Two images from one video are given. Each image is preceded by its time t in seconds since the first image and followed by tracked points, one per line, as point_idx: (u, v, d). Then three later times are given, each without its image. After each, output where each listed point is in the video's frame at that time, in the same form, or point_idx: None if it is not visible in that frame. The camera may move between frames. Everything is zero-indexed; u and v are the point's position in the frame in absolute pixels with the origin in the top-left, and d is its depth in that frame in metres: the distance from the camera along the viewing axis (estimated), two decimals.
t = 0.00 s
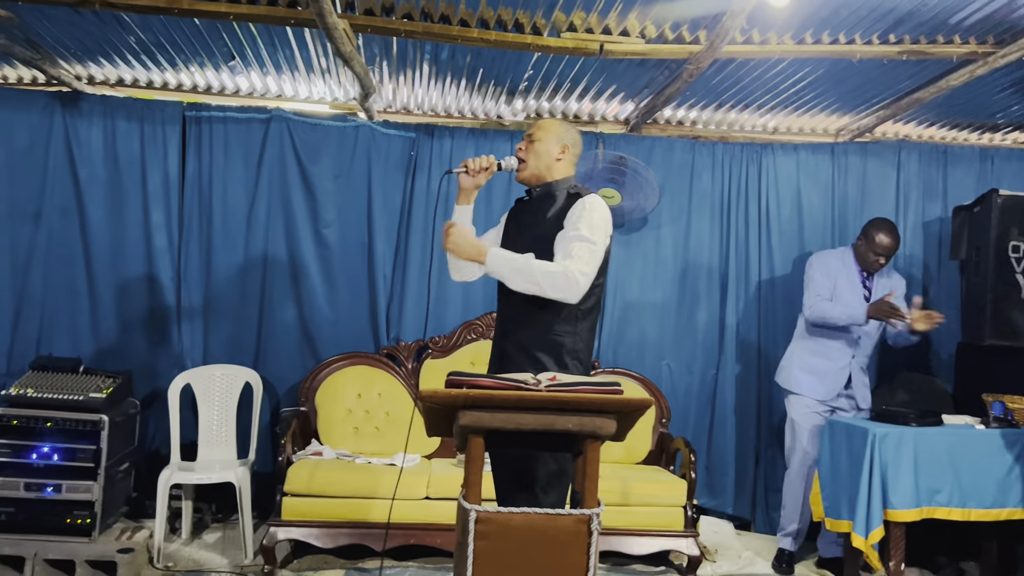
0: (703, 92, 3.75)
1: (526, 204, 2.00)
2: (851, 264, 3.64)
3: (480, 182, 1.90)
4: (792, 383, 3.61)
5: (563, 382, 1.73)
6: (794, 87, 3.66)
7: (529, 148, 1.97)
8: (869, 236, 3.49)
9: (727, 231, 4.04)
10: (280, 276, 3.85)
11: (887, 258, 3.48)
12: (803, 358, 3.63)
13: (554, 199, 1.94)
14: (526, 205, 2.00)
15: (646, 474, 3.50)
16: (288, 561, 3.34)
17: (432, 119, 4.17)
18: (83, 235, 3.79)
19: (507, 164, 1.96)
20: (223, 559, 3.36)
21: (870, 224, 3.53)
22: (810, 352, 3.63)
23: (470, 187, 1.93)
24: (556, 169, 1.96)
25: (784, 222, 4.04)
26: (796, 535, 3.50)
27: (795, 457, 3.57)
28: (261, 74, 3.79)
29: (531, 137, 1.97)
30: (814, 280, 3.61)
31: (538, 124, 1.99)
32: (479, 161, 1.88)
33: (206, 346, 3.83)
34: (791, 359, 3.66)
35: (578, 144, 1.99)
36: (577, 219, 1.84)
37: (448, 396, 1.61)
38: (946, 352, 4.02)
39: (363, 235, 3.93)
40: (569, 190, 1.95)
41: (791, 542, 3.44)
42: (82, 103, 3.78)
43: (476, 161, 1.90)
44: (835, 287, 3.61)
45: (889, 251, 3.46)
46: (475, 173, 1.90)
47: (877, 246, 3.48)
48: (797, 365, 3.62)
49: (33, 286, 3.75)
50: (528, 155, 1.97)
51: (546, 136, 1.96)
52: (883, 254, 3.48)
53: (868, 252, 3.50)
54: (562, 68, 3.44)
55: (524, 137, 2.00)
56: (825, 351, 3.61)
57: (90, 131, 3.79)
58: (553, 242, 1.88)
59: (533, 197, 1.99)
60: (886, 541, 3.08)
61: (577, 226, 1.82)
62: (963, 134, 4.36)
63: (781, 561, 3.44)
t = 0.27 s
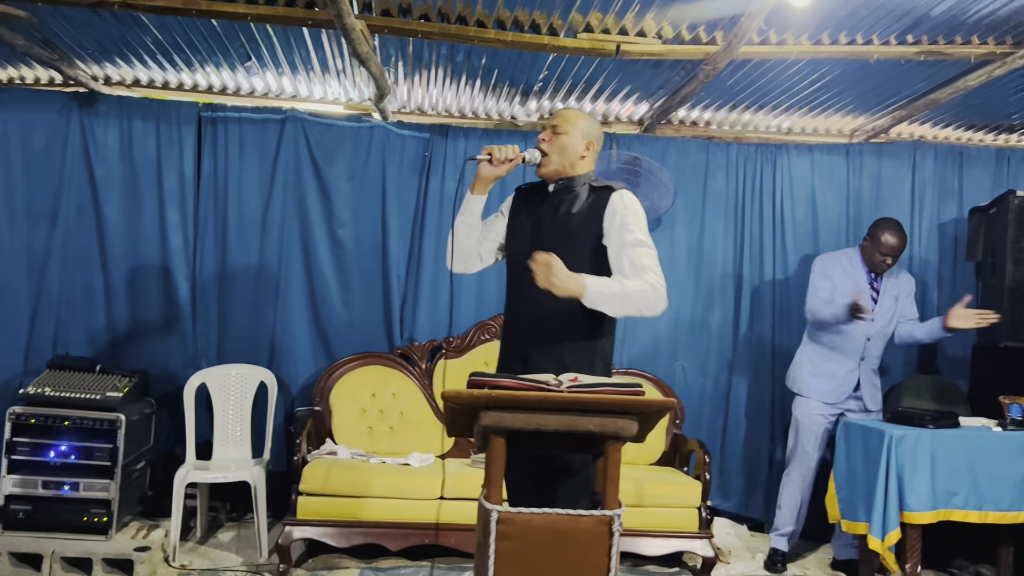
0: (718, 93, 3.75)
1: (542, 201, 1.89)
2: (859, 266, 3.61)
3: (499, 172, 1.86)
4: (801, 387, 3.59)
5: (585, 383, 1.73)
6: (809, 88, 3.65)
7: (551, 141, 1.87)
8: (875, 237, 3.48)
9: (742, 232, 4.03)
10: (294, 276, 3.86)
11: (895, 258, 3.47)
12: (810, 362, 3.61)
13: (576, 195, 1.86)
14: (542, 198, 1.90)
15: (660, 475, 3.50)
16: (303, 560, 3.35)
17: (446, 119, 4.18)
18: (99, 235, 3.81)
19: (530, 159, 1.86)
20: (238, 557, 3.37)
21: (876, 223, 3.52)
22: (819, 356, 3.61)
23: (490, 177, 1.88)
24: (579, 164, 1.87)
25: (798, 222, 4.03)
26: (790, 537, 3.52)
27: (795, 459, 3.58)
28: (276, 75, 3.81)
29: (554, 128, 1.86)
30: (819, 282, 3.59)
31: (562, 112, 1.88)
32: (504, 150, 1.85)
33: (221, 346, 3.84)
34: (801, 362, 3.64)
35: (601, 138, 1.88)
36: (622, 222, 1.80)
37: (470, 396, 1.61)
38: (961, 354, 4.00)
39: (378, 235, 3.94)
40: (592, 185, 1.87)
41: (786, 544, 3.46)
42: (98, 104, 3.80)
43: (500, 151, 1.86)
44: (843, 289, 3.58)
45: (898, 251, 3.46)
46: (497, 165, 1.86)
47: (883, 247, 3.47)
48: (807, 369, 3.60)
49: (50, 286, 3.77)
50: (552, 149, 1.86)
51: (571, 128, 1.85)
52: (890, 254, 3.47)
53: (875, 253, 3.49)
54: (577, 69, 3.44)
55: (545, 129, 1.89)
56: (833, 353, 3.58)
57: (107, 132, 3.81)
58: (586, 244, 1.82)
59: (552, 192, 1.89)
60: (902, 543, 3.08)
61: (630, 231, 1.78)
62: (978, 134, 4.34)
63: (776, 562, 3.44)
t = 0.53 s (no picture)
0: (727, 91, 3.74)
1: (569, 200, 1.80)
2: (844, 263, 3.62)
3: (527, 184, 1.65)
4: (795, 386, 3.59)
5: (600, 380, 1.71)
6: (819, 87, 3.64)
7: (576, 138, 1.74)
8: (857, 230, 3.53)
9: (750, 231, 4.03)
10: (302, 274, 3.86)
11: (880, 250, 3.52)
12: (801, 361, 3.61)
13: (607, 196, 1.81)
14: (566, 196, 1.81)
15: (668, 474, 3.50)
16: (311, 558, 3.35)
17: (454, 117, 4.17)
18: (107, 232, 3.80)
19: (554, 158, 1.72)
20: (246, 555, 3.37)
21: (857, 219, 3.57)
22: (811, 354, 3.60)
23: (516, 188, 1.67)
24: (602, 162, 1.77)
25: (807, 221, 4.03)
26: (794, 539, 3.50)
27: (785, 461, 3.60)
28: (284, 72, 3.80)
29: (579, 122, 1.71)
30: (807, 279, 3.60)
31: (584, 101, 1.71)
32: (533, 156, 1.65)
33: (229, 343, 3.84)
34: (793, 363, 3.64)
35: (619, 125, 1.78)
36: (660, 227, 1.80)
37: (486, 395, 1.60)
38: (969, 354, 4.00)
39: (386, 233, 3.93)
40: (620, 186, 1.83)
41: (788, 547, 3.45)
42: (106, 100, 3.80)
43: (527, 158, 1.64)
44: (830, 287, 3.59)
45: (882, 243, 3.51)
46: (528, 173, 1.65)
47: (866, 240, 3.52)
48: (799, 368, 3.60)
49: (57, 282, 3.77)
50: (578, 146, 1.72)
51: (598, 125, 1.73)
52: (874, 246, 3.51)
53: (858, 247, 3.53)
54: (587, 67, 3.44)
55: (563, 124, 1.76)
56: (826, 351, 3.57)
57: (115, 128, 3.81)
58: (620, 246, 1.77)
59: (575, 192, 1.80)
60: (911, 542, 3.07)
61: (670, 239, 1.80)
62: (986, 134, 4.34)
63: (781, 565, 3.42)
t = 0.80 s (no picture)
0: (732, 90, 3.74)
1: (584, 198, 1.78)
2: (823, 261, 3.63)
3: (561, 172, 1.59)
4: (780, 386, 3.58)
5: (609, 377, 1.70)
6: (824, 86, 3.64)
7: (599, 131, 1.69)
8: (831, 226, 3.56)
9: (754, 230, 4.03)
10: (306, 271, 3.86)
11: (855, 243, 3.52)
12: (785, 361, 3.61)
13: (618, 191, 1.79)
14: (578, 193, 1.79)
15: (671, 472, 3.49)
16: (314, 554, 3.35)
17: (458, 114, 4.17)
18: (111, 228, 3.80)
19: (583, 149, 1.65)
20: (249, 552, 3.37)
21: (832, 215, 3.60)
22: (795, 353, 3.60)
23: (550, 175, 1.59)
24: (618, 154, 1.75)
25: (811, 220, 4.03)
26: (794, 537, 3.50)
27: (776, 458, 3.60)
28: (289, 68, 3.79)
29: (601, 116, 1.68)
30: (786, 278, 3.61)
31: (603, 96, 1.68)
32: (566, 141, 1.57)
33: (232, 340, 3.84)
34: (779, 361, 3.64)
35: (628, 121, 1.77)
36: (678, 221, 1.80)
37: (495, 393, 1.57)
38: (972, 353, 4.00)
39: (390, 230, 3.93)
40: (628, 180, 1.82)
41: (789, 545, 3.46)
42: (110, 96, 3.79)
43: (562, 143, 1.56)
44: (811, 286, 3.59)
45: (856, 237, 3.51)
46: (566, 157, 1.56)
47: (840, 234, 3.53)
48: (784, 366, 3.60)
49: (60, 278, 3.77)
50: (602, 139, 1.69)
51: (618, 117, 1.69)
52: (847, 240, 3.52)
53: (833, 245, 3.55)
54: (592, 65, 3.43)
55: (582, 113, 1.69)
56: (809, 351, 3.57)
57: (118, 124, 3.80)
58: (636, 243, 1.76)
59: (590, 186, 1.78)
60: (914, 541, 3.08)
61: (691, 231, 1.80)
62: (991, 134, 4.34)
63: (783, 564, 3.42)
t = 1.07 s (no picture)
0: (742, 88, 3.73)
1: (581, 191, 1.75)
2: (820, 259, 3.64)
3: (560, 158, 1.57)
4: (780, 386, 3.58)
5: (620, 375, 1.70)
6: (835, 84, 3.62)
7: (591, 125, 1.67)
8: (823, 220, 3.57)
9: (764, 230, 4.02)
10: (314, 267, 3.86)
11: (846, 233, 3.54)
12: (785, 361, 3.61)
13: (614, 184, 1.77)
14: (572, 186, 1.75)
15: (679, 471, 3.49)
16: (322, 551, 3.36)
17: (467, 111, 4.17)
18: (120, 223, 3.80)
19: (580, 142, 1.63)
20: (256, 547, 3.37)
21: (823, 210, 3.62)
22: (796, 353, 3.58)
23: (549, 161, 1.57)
24: (607, 147, 1.74)
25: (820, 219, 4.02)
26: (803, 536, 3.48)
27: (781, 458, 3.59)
28: (298, 64, 3.79)
29: (591, 110, 1.66)
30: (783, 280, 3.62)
31: (594, 90, 1.65)
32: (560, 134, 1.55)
33: (241, 336, 3.84)
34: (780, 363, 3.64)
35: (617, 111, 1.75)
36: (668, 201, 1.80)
37: (506, 389, 1.55)
38: (981, 353, 3.98)
39: (398, 227, 3.93)
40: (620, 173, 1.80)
41: (797, 544, 3.43)
42: (120, 91, 3.79)
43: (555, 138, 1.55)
44: (809, 285, 3.59)
45: (845, 227, 3.53)
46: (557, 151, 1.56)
47: (831, 228, 3.55)
48: (785, 367, 3.60)
49: (69, 273, 3.77)
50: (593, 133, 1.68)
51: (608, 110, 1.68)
52: (836, 231, 3.54)
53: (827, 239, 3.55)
54: (602, 62, 3.42)
55: (572, 109, 1.66)
56: (810, 350, 3.54)
57: (128, 120, 3.80)
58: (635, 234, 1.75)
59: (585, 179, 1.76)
60: (923, 541, 3.07)
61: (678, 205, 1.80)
62: (1001, 133, 4.32)
63: (792, 563, 3.41)
